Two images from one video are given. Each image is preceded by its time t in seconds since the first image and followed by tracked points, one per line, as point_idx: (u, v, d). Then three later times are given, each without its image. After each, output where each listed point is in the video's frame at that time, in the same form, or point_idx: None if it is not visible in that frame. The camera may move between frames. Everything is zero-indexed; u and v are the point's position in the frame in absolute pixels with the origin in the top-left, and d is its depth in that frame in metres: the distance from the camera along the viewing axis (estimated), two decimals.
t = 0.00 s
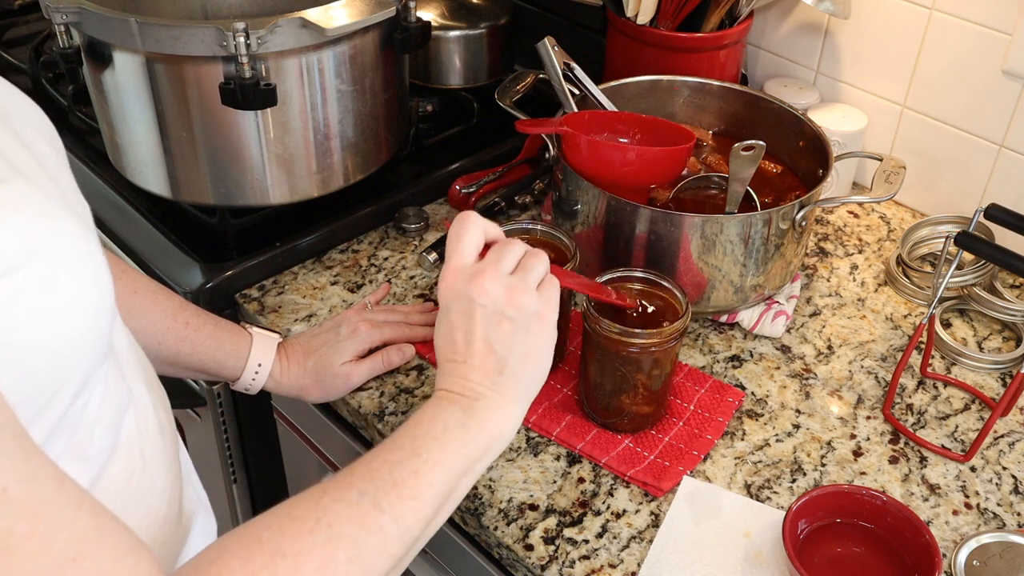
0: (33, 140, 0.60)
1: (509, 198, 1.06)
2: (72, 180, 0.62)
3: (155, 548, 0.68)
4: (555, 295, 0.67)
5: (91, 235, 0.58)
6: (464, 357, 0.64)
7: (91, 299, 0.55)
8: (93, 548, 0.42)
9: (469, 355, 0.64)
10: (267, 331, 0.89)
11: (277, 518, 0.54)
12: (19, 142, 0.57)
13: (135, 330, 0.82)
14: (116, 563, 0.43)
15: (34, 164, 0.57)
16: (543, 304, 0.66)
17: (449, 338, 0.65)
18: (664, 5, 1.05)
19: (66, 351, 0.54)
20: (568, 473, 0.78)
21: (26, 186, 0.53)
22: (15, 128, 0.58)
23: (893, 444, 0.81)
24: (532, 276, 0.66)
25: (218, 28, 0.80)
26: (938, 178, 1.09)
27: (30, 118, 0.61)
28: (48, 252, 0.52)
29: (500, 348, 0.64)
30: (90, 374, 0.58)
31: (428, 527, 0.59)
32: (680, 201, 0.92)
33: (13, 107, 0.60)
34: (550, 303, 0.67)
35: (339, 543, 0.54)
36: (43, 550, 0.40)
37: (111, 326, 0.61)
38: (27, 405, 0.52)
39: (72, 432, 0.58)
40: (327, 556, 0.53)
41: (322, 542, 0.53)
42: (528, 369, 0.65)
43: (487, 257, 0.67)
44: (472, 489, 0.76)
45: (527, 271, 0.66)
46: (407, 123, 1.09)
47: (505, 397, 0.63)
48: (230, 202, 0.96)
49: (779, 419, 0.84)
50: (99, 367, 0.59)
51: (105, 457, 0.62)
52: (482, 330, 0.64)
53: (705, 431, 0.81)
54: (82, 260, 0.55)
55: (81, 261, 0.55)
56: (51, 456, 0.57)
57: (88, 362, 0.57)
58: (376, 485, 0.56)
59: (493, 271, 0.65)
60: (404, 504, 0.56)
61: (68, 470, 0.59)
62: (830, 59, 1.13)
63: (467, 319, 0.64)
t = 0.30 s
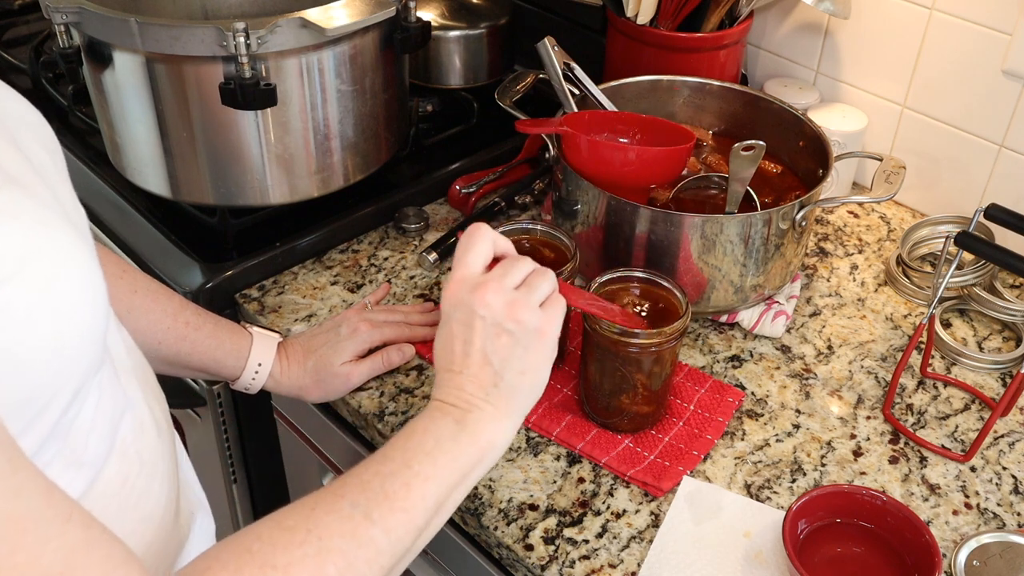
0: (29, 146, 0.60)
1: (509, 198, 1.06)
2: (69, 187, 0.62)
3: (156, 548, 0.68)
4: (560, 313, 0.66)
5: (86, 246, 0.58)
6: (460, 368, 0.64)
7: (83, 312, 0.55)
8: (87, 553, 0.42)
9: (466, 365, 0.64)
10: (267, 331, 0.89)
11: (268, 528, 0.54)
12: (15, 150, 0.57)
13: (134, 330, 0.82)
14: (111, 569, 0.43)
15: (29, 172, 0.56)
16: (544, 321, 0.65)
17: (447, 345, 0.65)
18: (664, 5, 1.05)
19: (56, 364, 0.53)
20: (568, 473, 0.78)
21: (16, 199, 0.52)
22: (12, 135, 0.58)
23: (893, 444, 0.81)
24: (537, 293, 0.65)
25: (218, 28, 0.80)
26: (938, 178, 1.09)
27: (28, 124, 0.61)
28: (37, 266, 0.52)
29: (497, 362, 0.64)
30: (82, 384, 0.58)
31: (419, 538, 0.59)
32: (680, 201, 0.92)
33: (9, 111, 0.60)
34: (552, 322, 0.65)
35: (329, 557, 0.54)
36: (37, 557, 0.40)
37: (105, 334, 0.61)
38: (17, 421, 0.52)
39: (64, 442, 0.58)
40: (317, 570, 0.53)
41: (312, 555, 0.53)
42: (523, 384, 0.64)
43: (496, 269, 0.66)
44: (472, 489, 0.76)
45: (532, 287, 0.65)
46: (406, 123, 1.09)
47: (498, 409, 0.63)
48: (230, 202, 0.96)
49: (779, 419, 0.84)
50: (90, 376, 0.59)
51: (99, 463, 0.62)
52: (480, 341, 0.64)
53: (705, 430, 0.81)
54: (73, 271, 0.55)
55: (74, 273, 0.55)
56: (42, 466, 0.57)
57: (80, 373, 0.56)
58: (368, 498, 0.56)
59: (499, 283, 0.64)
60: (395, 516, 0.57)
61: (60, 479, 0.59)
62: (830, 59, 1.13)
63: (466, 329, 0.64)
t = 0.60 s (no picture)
0: (26, 149, 0.60)
1: (509, 198, 1.05)
2: (66, 190, 0.62)
3: (154, 549, 0.69)
4: (556, 299, 0.65)
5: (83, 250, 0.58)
6: (452, 353, 0.64)
7: (81, 316, 0.55)
8: (88, 552, 0.42)
9: (457, 352, 0.63)
10: (267, 331, 0.89)
11: (260, 520, 0.54)
12: (11, 155, 0.56)
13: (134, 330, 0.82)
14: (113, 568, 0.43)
15: (25, 176, 0.56)
16: (538, 306, 0.64)
17: (439, 331, 0.65)
18: (664, 5, 1.05)
19: (54, 368, 0.54)
20: (568, 473, 0.78)
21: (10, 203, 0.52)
22: (9, 139, 0.58)
23: (893, 444, 0.81)
24: (531, 277, 0.64)
25: (218, 28, 0.80)
26: (938, 178, 1.09)
27: (25, 126, 0.61)
28: (33, 270, 0.52)
29: (489, 348, 0.63)
30: (81, 387, 0.58)
31: (410, 526, 0.59)
32: (680, 201, 0.92)
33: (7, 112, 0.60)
34: (546, 306, 0.65)
35: (322, 550, 0.54)
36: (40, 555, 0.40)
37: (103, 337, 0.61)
38: (16, 423, 0.52)
39: (62, 444, 0.59)
40: (310, 563, 0.53)
41: (304, 548, 0.53)
42: (515, 370, 0.64)
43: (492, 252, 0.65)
44: (472, 489, 0.76)
45: (526, 271, 0.64)
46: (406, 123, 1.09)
47: (488, 395, 0.63)
48: (230, 202, 0.96)
49: (779, 419, 0.83)
50: (89, 380, 0.59)
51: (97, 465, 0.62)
52: (472, 327, 0.63)
53: (705, 431, 0.81)
54: (70, 275, 0.55)
55: (70, 277, 0.55)
56: (41, 466, 0.58)
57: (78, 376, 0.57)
58: (360, 487, 0.57)
59: (496, 269, 0.63)
60: (387, 505, 0.57)
61: (59, 480, 0.59)
62: (830, 59, 1.13)
63: (458, 315, 0.64)
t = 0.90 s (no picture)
0: (23, 149, 0.60)
1: (509, 198, 1.05)
2: (62, 190, 0.62)
3: (153, 548, 0.69)
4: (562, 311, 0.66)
5: (79, 250, 0.58)
6: (460, 368, 0.64)
7: (79, 317, 0.55)
8: (85, 560, 0.42)
9: (466, 367, 0.64)
10: (267, 331, 0.89)
11: (259, 532, 0.53)
12: (9, 157, 0.57)
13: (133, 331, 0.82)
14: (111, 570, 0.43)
15: (24, 178, 0.56)
16: (546, 320, 0.64)
17: (447, 345, 0.65)
18: (664, 5, 1.05)
19: (52, 369, 0.54)
20: (568, 473, 0.78)
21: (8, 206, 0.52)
22: (7, 141, 0.58)
23: (893, 444, 0.81)
24: (539, 291, 0.64)
25: (218, 28, 0.80)
26: (938, 178, 1.09)
27: (22, 126, 0.61)
28: (32, 273, 0.52)
29: (498, 365, 0.64)
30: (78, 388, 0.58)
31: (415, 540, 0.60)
32: (680, 201, 0.92)
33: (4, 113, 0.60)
34: (554, 320, 0.65)
35: (325, 554, 0.54)
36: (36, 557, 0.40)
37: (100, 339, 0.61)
38: (13, 424, 0.53)
39: (57, 446, 0.59)
40: None
41: (305, 565, 0.53)
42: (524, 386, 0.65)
43: (498, 264, 0.64)
44: (472, 490, 0.76)
45: (534, 284, 0.64)
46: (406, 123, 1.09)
47: (497, 411, 0.64)
48: (230, 202, 0.96)
49: (779, 419, 0.83)
50: (86, 381, 0.60)
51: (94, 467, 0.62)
52: (480, 344, 0.63)
53: (705, 431, 0.81)
54: (68, 278, 0.55)
55: (68, 278, 0.55)
56: (37, 469, 0.58)
57: (76, 377, 0.57)
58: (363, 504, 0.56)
59: (504, 285, 0.63)
60: (389, 525, 0.56)
61: (55, 482, 0.60)
62: (830, 59, 1.13)
63: (468, 331, 0.64)
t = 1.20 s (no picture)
0: (26, 148, 0.60)
1: (509, 198, 1.05)
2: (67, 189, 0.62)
3: (154, 547, 0.69)
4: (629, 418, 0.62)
5: (82, 251, 0.58)
6: (526, 454, 0.58)
7: (79, 317, 0.55)
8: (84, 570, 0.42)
9: (533, 453, 0.59)
10: (266, 328, 0.89)
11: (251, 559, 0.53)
12: (12, 158, 0.56)
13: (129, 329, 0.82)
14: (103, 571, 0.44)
15: (26, 178, 0.56)
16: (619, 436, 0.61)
17: (528, 426, 0.57)
18: (664, 6, 1.05)
19: (53, 369, 0.54)
20: (568, 473, 0.78)
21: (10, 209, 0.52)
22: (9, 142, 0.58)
23: (893, 444, 0.81)
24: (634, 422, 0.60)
25: (218, 28, 0.80)
26: (938, 178, 1.09)
27: (25, 124, 0.61)
28: (33, 275, 0.52)
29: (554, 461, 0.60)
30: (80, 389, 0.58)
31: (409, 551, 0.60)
32: (680, 201, 0.92)
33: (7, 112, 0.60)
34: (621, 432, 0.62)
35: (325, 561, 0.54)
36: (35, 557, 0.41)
37: (102, 340, 0.61)
38: (13, 424, 0.52)
39: (61, 447, 0.59)
40: None
41: None
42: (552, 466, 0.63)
43: (602, 374, 0.57)
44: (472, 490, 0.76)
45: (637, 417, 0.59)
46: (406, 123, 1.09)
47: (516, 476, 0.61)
48: (230, 202, 0.96)
49: (779, 419, 0.83)
50: (88, 382, 0.59)
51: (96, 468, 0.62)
52: (548, 441, 0.58)
53: (705, 430, 0.81)
54: (69, 279, 0.55)
55: (69, 279, 0.55)
56: (37, 470, 0.58)
57: (78, 379, 0.57)
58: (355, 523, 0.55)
59: (598, 400, 0.57)
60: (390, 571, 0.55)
61: (55, 482, 0.59)
62: (830, 60, 1.13)
63: (558, 440, 0.58)
